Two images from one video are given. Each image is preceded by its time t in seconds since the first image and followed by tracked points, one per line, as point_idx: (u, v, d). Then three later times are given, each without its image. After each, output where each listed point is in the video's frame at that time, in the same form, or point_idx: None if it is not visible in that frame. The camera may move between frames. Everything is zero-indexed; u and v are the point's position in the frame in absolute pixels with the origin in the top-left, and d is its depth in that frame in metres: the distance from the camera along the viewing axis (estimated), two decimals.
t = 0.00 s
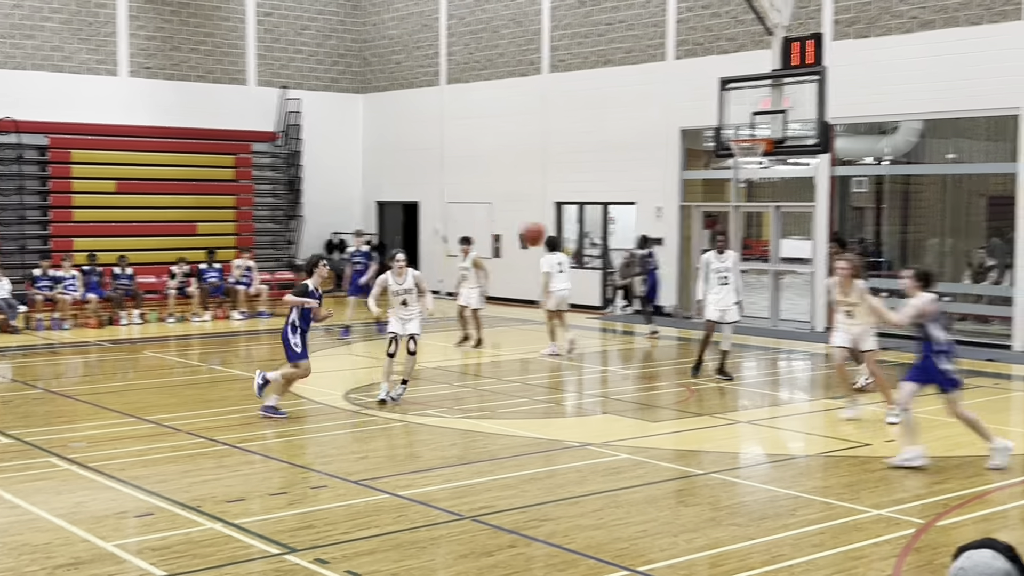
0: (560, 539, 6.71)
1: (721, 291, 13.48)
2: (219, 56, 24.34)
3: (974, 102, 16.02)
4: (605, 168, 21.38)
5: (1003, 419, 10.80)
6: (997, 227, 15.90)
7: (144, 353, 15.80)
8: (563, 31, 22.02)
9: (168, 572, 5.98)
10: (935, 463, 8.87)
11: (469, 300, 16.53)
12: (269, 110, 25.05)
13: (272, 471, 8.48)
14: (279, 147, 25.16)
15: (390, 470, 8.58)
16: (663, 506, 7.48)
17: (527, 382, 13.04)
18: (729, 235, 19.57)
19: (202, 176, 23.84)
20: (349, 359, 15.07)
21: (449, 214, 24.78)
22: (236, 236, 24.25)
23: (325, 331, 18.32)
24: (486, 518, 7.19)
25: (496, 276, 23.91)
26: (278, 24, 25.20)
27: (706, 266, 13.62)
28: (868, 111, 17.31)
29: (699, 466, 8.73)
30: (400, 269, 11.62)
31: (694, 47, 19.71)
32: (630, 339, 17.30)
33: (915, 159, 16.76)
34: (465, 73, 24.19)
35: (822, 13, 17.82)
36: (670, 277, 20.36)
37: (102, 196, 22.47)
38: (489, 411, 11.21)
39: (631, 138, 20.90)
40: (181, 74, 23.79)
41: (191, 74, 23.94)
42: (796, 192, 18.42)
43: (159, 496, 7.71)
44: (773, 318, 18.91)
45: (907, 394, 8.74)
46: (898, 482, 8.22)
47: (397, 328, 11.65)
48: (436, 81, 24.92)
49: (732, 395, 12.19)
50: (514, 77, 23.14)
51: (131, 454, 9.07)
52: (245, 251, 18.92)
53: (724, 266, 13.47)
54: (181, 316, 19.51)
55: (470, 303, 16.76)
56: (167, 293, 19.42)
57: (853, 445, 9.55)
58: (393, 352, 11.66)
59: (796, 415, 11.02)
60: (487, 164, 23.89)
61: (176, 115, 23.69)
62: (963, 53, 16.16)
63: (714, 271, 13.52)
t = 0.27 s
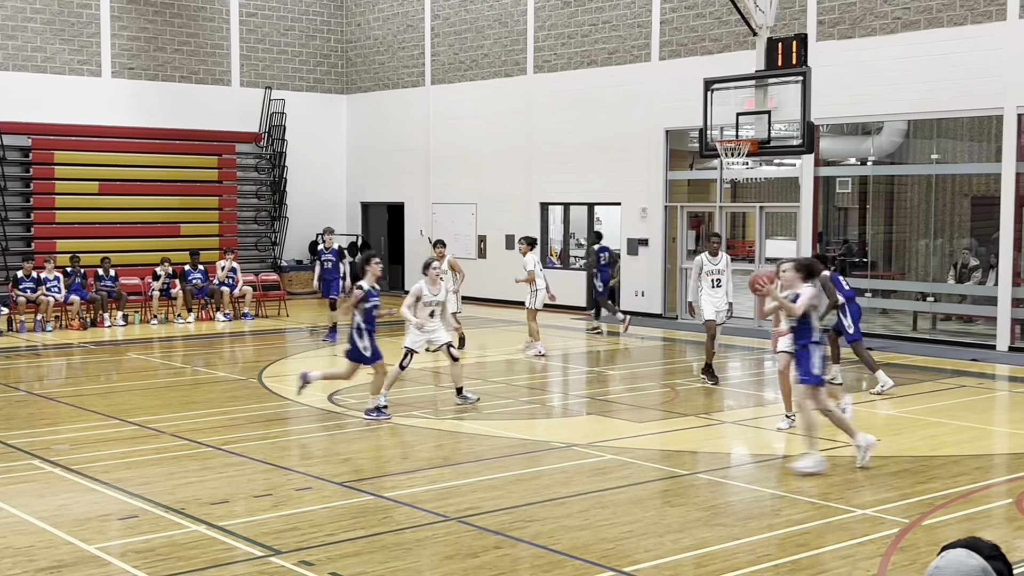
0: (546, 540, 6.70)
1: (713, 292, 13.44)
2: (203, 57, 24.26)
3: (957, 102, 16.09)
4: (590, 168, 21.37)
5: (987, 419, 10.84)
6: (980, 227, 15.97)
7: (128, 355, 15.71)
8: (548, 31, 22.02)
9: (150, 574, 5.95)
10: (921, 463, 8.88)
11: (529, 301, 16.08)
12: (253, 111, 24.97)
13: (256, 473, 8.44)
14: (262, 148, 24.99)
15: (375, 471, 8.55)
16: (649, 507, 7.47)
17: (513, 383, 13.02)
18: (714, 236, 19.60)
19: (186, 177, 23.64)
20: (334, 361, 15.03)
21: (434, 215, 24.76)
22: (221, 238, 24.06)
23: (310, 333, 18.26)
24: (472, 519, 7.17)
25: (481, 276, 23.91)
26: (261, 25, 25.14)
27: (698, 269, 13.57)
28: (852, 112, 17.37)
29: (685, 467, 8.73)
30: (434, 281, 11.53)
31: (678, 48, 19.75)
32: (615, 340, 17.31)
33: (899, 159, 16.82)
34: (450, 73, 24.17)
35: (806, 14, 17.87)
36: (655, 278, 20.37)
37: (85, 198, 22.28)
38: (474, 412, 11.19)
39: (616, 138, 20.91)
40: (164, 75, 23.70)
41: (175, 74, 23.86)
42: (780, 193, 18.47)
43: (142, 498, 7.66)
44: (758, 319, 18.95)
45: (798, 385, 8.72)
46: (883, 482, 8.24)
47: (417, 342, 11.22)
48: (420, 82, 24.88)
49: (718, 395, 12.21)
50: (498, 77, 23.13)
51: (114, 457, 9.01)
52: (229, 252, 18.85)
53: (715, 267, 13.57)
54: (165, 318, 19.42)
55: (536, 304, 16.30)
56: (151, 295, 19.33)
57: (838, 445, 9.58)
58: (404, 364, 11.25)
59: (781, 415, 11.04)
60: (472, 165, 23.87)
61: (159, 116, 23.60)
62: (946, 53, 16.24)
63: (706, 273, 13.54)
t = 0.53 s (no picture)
0: (540, 540, 6.70)
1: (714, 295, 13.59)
2: (196, 57, 24.23)
3: (950, 102, 16.11)
4: (585, 168, 21.38)
5: (981, 418, 10.86)
6: (974, 226, 16.00)
7: (121, 356, 15.68)
8: (542, 31, 22.01)
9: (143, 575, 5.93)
10: (914, 463, 8.90)
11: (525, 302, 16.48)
12: (247, 111, 24.94)
13: (250, 474, 8.44)
14: (256, 148, 24.94)
15: (369, 471, 8.54)
16: (643, 507, 7.47)
17: (508, 383, 13.02)
18: (708, 236, 19.62)
19: (180, 177, 23.60)
20: (329, 361, 15.02)
21: (429, 215, 24.75)
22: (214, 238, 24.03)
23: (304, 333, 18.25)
24: (466, 519, 7.16)
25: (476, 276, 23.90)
26: (255, 24, 25.10)
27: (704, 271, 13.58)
28: (845, 111, 17.38)
29: (679, 466, 8.73)
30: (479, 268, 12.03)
31: (672, 48, 19.75)
32: (610, 340, 17.33)
33: (893, 159, 16.85)
34: (444, 73, 24.16)
35: (799, 14, 17.89)
36: (650, 277, 20.38)
37: (78, 198, 22.23)
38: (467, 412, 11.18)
39: (609, 138, 20.92)
40: (158, 75, 23.67)
41: (168, 74, 23.82)
42: (774, 192, 18.50)
43: (136, 499, 7.65)
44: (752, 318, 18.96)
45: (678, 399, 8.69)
46: (877, 481, 8.25)
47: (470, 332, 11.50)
48: (414, 82, 24.87)
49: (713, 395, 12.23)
50: (492, 77, 23.12)
51: (107, 457, 8.99)
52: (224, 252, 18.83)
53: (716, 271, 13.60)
54: (159, 318, 19.40)
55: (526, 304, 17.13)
56: (145, 295, 19.31)
57: (832, 444, 9.59)
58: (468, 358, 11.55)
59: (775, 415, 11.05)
60: (467, 165, 23.86)
61: (153, 116, 23.57)
62: (939, 53, 16.26)
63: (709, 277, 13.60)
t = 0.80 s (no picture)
0: (532, 539, 6.69)
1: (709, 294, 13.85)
2: (189, 56, 24.18)
3: (942, 101, 16.14)
4: (578, 168, 21.39)
5: (973, 416, 10.89)
6: (966, 225, 16.04)
7: (114, 356, 15.65)
8: (535, 31, 22.02)
9: None
10: (907, 462, 8.91)
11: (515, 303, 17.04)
12: (240, 111, 24.90)
13: (243, 474, 8.43)
14: (249, 148, 24.86)
15: (362, 472, 8.53)
16: (636, 506, 7.47)
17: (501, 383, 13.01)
18: (701, 235, 19.64)
19: (173, 177, 23.55)
20: (322, 361, 15.01)
21: (422, 214, 24.75)
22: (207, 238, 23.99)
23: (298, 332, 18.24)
24: (459, 519, 7.16)
25: (469, 276, 23.90)
26: (248, 24, 25.06)
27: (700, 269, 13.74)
28: (838, 111, 17.41)
29: (673, 466, 8.74)
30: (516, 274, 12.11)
31: (665, 48, 19.77)
32: (603, 339, 17.35)
33: (885, 158, 16.89)
34: (437, 73, 24.16)
35: (792, 13, 17.91)
36: (643, 277, 20.40)
37: (71, 198, 22.18)
38: (461, 412, 11.18)
39: (602, 138, 20.93)
40: (151, 74, 23.62)
41: (161, 74, 23.77)
42: (767, 192, 18.53)
43: (128, 500, 7.64)
44: (745, 318, 18.99)
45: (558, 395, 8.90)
46: (870, 480, 8.26)
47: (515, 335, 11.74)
48: (407, 81, 24.85)
49: (706, 394, 12.23)
50: (485, 77, 23.11)
51: (99, 458, 8.97)
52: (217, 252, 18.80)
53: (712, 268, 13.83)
54: (152, 318, 19.36)
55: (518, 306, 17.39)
56: (137, 295, 19.27)
57: (824, 443, 9.61)
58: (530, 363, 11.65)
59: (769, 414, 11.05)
60: (460, 165, 23.85)
61: (146, 116, 23.52)
62: (931, 53, 16.30)
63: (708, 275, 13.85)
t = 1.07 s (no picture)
0: (533, 538, 6.69)
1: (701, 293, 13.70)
2: (188, 55, 24.17)
3: (942, 100, 16.14)
4: (577, 166, 21.39)
5: (973, 415, 10.88)
6: (966, 224, 16.03)
7: (114, 355, 15.65)
8: (535, 30, 22.01)
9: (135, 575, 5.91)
10: (907, 460, 8.90)
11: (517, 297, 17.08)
12: (240, 109, 24.89)
13: (243, 473, 8.42)
14: (249, 146, 24.90)
15: (362, 471, 8.53)
16: (636, 505, 7.47)
17: (501, 382, 13.01)
18: (701, 234, 19.63)
19: (172, 175, 23.53)
20: (323, 360, 15.01)
21: (422, 213, 24.75)
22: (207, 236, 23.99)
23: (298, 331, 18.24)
24: (459, 518, 7.16)
25: (469, 274, 23.89)
26: (247, 23, 25.05)
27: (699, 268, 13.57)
28: (838, 109, 17.40)
29: (672, 465, 8.73)
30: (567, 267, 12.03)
31: (665, 46, 19.76)
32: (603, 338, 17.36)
33: (886, 157, 16.88)
34: (437, 71, 24.14)
35: (792, 12, 17.91)
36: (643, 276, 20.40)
37: (70, 197, 22.16)
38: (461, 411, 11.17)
39: (602, 136, 20.93)
40: (150, 73, 23.60)
41: (160, 73, 23.76)
42: (767, 191, 18.53)
43: (128, 499, 7.63)
44: (746, 316, 18.99)
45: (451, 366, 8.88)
46: (870, 479, 8.25)
47: (563, 333, 11.39)
48: (407, 80, 24.85)
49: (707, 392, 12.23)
50: (485, 75, 23.10)
51: (99, 457, 8.96)
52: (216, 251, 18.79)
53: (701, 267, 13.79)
54: (152, 317, 19.35)
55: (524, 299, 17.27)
56: (137, 294, 19.29)
57: (825, 442, 9.60)
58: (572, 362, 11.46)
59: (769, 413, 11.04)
60: (460, 163, 23.85)
61: (145, 115, 23.51)
62: (931, 51, 16.28)
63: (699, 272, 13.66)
